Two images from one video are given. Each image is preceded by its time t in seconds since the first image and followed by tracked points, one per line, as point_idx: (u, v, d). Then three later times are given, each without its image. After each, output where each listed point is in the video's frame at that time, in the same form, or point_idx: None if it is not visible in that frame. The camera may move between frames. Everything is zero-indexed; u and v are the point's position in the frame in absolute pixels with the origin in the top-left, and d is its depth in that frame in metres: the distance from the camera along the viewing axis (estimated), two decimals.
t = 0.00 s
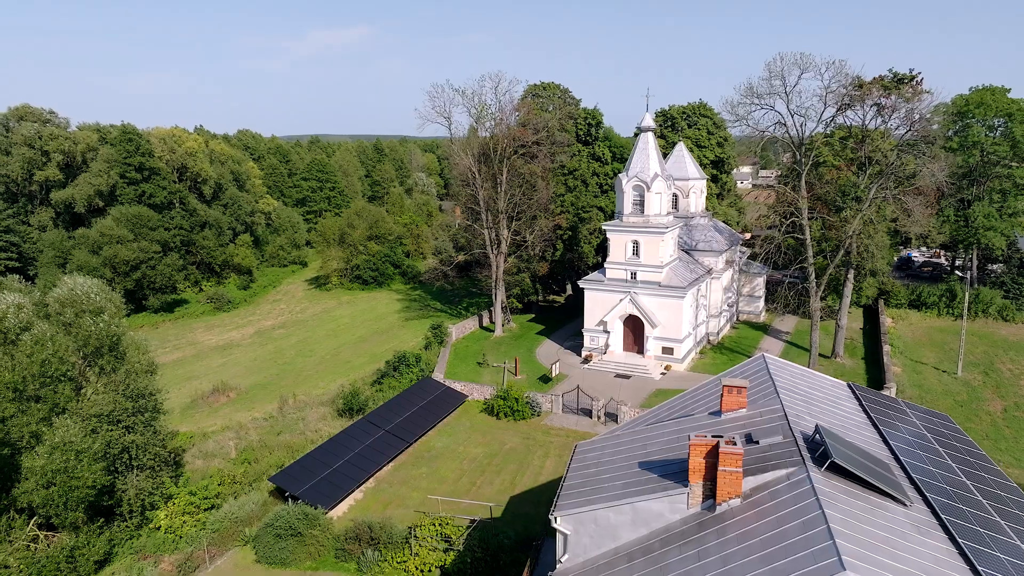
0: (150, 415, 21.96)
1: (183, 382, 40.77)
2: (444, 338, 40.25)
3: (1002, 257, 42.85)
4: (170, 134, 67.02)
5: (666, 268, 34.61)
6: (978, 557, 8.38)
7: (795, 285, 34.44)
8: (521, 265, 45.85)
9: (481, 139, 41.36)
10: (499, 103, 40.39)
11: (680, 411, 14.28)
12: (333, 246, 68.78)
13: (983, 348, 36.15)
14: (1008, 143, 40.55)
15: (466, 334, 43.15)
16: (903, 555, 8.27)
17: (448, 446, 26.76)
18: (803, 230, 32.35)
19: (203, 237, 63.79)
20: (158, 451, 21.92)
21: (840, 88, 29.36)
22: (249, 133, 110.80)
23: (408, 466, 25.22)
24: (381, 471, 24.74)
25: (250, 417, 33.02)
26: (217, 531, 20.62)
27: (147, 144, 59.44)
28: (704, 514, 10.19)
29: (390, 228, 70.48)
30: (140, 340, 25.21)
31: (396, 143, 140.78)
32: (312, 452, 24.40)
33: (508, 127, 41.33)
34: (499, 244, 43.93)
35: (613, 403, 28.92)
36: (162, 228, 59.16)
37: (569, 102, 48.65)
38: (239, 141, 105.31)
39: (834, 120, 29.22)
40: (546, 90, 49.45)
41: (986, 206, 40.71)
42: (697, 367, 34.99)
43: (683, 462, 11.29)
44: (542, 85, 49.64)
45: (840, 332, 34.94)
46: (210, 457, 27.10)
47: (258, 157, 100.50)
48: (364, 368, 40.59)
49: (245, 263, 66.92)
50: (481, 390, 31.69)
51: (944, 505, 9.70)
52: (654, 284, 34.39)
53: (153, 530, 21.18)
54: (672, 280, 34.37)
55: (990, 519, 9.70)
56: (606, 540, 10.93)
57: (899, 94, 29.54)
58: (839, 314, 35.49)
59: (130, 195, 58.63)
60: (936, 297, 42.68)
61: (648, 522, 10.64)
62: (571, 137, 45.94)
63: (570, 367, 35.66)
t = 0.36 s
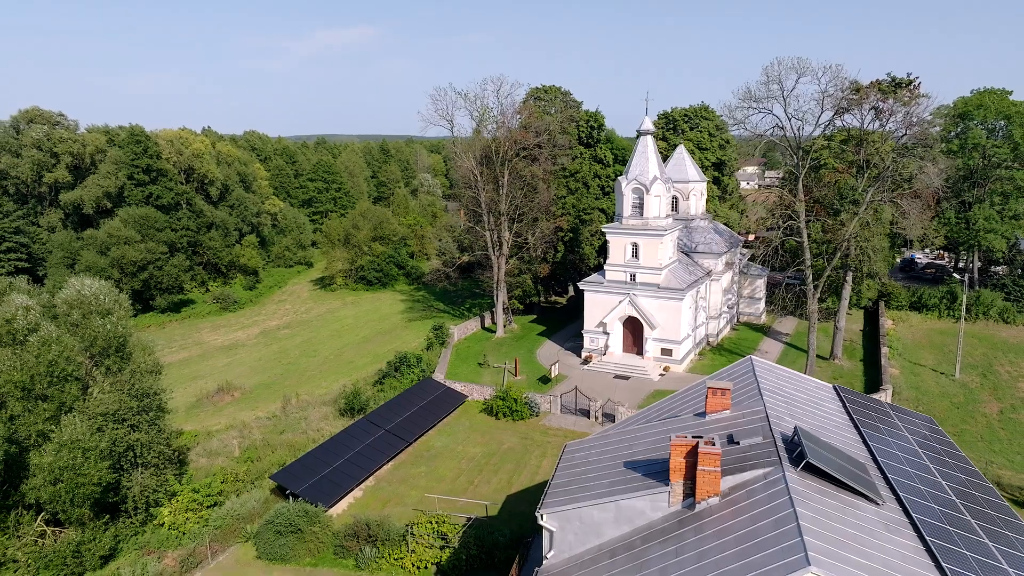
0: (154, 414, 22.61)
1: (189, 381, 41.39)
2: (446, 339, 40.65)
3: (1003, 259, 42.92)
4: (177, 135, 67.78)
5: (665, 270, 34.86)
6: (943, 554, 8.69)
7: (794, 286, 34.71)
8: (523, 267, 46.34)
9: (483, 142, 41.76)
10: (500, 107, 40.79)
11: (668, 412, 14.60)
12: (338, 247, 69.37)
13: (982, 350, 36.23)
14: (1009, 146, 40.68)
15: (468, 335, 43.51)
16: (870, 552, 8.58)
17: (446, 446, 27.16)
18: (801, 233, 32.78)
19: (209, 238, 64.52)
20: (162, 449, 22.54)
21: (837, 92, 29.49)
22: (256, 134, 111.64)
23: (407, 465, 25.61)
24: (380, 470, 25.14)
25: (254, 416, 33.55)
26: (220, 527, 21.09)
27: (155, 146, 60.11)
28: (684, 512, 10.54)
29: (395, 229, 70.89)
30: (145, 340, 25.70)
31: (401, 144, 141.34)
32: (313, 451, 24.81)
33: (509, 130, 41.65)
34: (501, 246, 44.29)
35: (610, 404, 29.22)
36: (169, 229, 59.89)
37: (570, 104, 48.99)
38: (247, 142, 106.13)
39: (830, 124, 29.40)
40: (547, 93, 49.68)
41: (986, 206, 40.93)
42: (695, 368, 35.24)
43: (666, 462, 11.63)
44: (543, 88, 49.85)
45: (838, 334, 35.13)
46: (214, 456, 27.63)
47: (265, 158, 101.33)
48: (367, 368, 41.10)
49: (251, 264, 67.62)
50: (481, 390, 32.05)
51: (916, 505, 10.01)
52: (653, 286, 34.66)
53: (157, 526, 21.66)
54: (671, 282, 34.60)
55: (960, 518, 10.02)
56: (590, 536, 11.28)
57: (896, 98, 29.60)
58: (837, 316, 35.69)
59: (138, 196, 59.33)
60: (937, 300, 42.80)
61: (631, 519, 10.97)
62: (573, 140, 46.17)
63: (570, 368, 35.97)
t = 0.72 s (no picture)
0: (157, 413, 23.20)
1: (194, 380, 41.98)
2: (447, 340, 41.08)
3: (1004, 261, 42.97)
4: (183, 137, 68.58)
5: (663, 272, 35.12)
6: (909, 551, 9.00)
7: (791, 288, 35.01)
8: (524, 268, 46.77)
9: (484, 145, 42.19)
10: (501, 110, 41.23)
11: (655, 412, 14.89)
12: (343, 247, 69.94)
13: (982, 352, 36.30)
14: (1009, 148, 40.78)
15: (469, 336, 43.83)
16: (839, 549, 8.88)
17: (445, 445, 27.54)
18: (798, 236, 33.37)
19: (215, 239, 65.25)
20: (165, 447, 23.09)
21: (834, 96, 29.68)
22: (263, 135, 112.52)
23: (406, 464, 26.01)
24: (379, 469, 25.53)
25: (257, 415, 34.05)
26: (221, 523, 21.55)
27: (161, 147, 60.77)
28: (665, 510, 10.87)
29: (399, 230, 71.45)
30: (150, 341, 26.26)
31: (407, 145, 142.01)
32: (314, 449, 25.25)
33: (510, 132, 41.96)
34: (502, 247, 44.63)
35: (608, 404, 29.52)
36: (175, 230, 60.64)
37: (571, 107, 49.41)
38: (253, 143, 107.00)
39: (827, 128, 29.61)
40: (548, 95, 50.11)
41: (986, 209, 41.09)
42: (694, 370, 35.49)
43: (649, 461, 11.94)
44: (544, 91, 50.24)
45: (837, 336, 35.32)
46: (217, 454, 28.13)
47: (271, 159, 102.10)
48: (369, 368, 41.56)
49: (256, 265, 68.29)
50: (481, 391, 32.41)
51: (889, 504, 10.30)
52: (652, 287, 34.95)
53: (160, 523, 22.13)
54: (669, 283, 34.87)
55: (932, 517, 10.31)
56: (574, 534, 11.61)
57: (893, 102, 29.87)
58: (836, 318, 35.87)
59: (145, 198, 59.93)
60: (937, 301, 42.87)
61: (614, 517, 11.29)
62: (574, 142, 46.57)
63: (569, 368, 36.27)
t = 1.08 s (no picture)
0: (161, 411, 23.69)
1: (198, 380, 42.56)
2: (447, 340, 41.49)
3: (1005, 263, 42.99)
4: (190, 138, 69.32)
5: (662, 274, 35.39)
6: (876, 548, 9.30)
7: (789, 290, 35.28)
8: (525, 269, 47.15)
9: (485, 147, 42.60)
10: (501, 112, 41.65)
11: (642, 411, 15.17)
12: (347, 248, 70.50)
13: (981, 354, 36.36)
14: (1009, 150, 40.84)
15: (470, 336, 44.16)
16: (806, 545, 9.18)
17: (443, 444, 27.92)
18: (796, 237, 33.83)
19: (221, 240, 65.94)
20: (168, 445, 23.59)
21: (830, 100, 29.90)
22: (269, 136, 113.41)
23: (404, 463, 26.39)
24: (378, 467, 25.93)
25: (260, 414, 34.56)
26: (222, 520, 21.99)
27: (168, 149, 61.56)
28: (644, 507, 11.20)
29: (403, 231, 72.00)
30: (154, 340, 26.78)
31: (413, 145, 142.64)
32: (314, 448, 25.68)
33: (511, 135, 42.34)
34: (503, 248, 44.96)
35: (604, 405, 29.82)
36: (181, 231, 61.38)
37: (573, 109, 49.80)
38: (260, 143, 107.86)
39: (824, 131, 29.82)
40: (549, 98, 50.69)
41: (987, 211, 41.23)
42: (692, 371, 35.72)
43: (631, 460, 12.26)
44: (545, 94, 50.81)
45: (834, 337, 35.48)
46: (220, 452, 28.63)
47: (278, 160, 102.91)
48: (370, 368, 42.00)
49: (262, 265, 68.94)
50: (479, 391, 32.76)
51: (861, 503, 10.58)
52: (650, 289, 35.22)
53: (163, 519, 22.62)
54: (668, 285, 35.13)
55: (903, 516, 10.59)
56: (558, 530, 11.94)
57: (889, 105, 30.29)
58: (834, 319, 36.03)
59: (151, 199, 60.61)
60: (938, 303, 42.91)
61: (596, 514, 11.62)
62: (575, 144, 46.87)
63: (568, 369, 36.57)
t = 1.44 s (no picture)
0: (162, 409, 24.16)
1: (203, 379, 43.11)
2: (448, 341, 41.86)
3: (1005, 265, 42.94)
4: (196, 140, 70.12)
5: (660, 275, 35.64)
6: (844, 545, 9.57)
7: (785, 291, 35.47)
8: (526, 271, 47.47)
9: (486, 149, 42.92)
10: (502, 115, 41.98)
11: (629, 410, 15.44)
12: (352, 248, 71.03)
13: (979, 356, 36.39)
14: (1009, 151, 40.84)
15: (470, 337, 44.47)
16: (776, 541, 9.46)
17: (441, 443, 28.29)
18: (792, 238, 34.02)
19: (226, 240, 66.59)
20: (170, 443, 24.07)
21: (827, 103, 30.08)
22: (276, 137, 114.22)
23: (402, 461, 26.75)
24: (376, 466, 26.32)
25: (262, 413, 35.03)
26: (223, 516, 22.46)
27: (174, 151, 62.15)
28: (625, 505, 11.51)
29: (407, 232, 72.46)
30: (157, 340, 27.26)
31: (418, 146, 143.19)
32: (313, 446, 26.07)
33: (512, 137, 42.68)
34: (504, 249, 45.27)
35: (601, 405, 30.12)
36: (187, 231, 62.04)
37: (574, 111, 50.11)
38: (267, 144, 108.65)
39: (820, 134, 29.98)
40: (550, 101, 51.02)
41: (987, 214, 41.23)
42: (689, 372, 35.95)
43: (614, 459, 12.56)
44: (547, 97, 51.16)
45: (832, 339, 35.61)
46: (222, 450, 29.11)
47: (284, 161, 103.70)
48: (372, 368, 42.42)
49: (267, 265, 69.54)
50: (478, 391, 33.11)
51: (835, 502, 10.85)
52: (648, 291, 35.47)
53: (164, 515, 23.08)
54: (666, 287, 35.38)
55: (876, 515, 10.85)
56: (543, 527, 12.26)
57: (886, 109, 30.64)
58: (832, 321, 36.17)
59: (158, 199, 61.24)
60: (938, 305, 42.90)
61: (579, 511, 11.93)
62: (575, 146, 47.19)
63: (567, 370, 36.85)
